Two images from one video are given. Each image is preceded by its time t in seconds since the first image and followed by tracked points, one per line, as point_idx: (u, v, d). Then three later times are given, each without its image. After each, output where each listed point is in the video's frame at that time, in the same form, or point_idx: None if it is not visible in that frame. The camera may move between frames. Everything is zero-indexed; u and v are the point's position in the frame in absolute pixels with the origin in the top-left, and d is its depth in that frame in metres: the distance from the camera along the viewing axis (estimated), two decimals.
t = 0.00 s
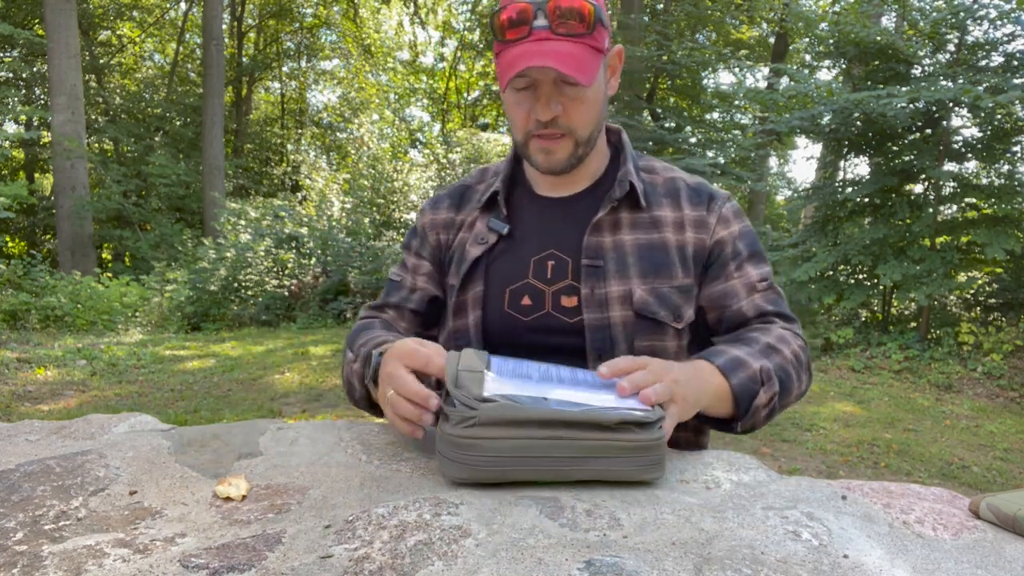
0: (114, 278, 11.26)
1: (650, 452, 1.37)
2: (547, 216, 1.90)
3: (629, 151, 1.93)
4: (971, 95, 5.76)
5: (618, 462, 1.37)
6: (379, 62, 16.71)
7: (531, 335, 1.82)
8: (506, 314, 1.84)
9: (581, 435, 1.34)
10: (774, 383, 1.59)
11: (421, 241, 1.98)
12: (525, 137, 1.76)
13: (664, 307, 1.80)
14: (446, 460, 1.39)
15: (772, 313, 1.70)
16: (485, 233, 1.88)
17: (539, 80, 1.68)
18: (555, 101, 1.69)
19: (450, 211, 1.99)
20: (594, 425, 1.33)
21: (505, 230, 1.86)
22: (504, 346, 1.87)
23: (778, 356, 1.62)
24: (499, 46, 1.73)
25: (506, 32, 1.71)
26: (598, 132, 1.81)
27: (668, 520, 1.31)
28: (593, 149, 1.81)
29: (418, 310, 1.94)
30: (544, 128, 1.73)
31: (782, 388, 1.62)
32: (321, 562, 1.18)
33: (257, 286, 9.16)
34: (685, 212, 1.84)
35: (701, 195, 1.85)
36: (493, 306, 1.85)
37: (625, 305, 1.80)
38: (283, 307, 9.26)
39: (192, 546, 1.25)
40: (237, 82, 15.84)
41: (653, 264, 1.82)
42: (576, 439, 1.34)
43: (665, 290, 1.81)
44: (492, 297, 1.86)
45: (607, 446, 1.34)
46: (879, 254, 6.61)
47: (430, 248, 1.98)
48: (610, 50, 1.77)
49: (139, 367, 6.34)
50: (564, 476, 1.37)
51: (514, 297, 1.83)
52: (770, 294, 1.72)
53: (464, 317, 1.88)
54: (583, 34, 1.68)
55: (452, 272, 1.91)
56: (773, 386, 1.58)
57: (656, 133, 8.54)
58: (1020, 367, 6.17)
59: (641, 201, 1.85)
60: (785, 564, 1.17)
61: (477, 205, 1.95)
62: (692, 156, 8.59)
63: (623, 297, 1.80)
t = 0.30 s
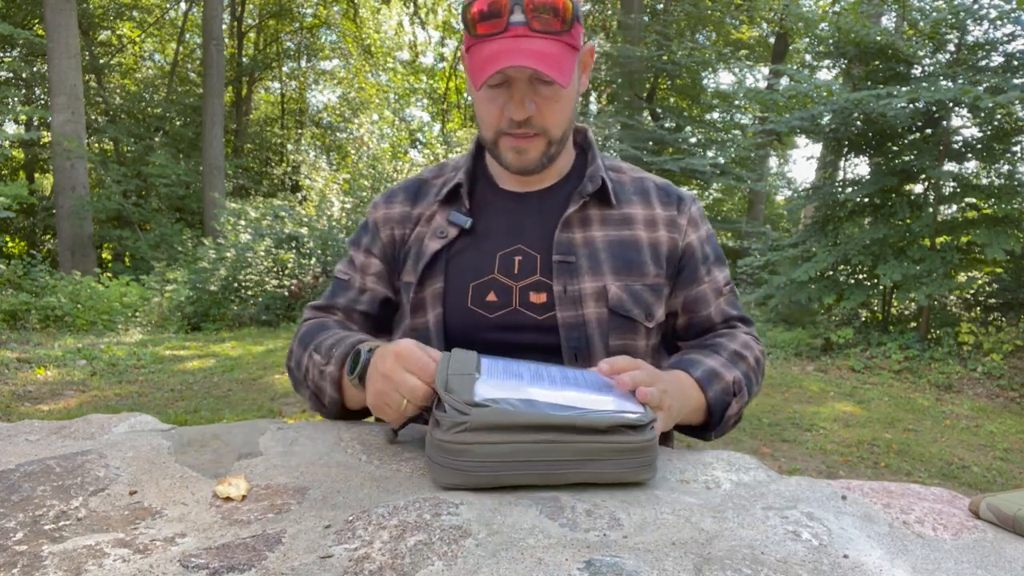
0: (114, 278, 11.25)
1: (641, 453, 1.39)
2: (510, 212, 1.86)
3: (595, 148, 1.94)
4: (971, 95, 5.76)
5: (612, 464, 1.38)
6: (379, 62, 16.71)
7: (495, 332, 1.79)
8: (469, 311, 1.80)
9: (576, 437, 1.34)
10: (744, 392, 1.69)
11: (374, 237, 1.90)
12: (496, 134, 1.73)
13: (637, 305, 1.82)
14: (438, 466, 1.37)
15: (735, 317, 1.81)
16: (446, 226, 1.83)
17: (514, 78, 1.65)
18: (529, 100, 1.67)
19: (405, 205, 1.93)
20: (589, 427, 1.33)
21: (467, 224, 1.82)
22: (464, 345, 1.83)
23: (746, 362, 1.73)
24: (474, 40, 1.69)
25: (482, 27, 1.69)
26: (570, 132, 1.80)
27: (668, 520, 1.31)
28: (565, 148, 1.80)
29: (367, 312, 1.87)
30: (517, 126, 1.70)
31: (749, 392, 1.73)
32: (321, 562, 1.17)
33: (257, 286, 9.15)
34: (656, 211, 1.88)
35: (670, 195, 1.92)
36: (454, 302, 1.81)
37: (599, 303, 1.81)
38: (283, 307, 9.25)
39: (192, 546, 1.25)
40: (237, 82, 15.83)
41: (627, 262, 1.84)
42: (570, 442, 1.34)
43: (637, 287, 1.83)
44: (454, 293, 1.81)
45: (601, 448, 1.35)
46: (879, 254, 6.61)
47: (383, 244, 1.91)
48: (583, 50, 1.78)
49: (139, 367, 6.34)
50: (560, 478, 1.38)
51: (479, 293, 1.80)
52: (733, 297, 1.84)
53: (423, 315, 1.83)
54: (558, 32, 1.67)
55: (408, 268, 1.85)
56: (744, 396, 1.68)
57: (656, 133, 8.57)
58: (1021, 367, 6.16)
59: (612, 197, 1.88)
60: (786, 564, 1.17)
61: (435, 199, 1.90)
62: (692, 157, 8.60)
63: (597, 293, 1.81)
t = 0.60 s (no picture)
0: (114, 278, 11.25)
1: (640, 453, 1.39)
2: (504, 211, 1.85)
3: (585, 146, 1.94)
4: (971, 95, 5.76)
5: (613, 463, 1.38)
6: (379, 62, 16.71)
7: (496, 336, 1.79)
8: (467, 314, 1.79)
9: (575, 435, 1.35)
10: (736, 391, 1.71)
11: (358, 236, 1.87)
12: (487, 136, 1.72)
13: (636, 305, 1.83)
14: (438, 467, 1.37)
15: (724, 313, 1.85)
16: (439, 226, 1.81)
17: (505, 80, 1.65)
18: (522, 102, 1.67)
19: (392, 203, 1.90)
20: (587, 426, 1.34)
21: (461, 224, 1.80)
22: (461, 347, 1.82)
23: (737, 359, 1.75)
24: (464, 40, 1.68)
25: (472, 27, 1.68)
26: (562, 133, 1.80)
27: (668, 520, 1.31)
28: (556, 149, 1.80)
29: (349, 312, 1.84)
30: (508, 129, 1.70)
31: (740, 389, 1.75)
32: (321, 562, 1.17)
33: (257, 286, 9.16)
34: (649, 209, 1.90)
35: (660, 193, 1.94)
36: (450, 305, 1.80)
37: (599, 304, 1.81)
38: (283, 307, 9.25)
39: (193, 546, 1.25)
40: (237, 82, 15.82)
41: (623, 261, 1.85)
42: (571, 441, 1.35)
43: (636, 287, 1.84)
44: (450, 295, 1.80)
45: (602, 447, 1.36)
46: (879, 254, 6.61)
47: (369, 244, 1.88)
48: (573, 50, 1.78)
49: (139, 367, 6.34)
50: (560, 477, 1.38)
51: (477, 295, 1.78)
52: (721, 293, 1.88)
53: (419, 318, 1.82)
54: (548, 33, 1.68)
55: (401, 269, 1.83)
56: (735, 396, 1.70)
57: (655, 133, 8.58)
58: (1021, 367, 6.16)
59: (606, 197, 1.88)
60: (785, 564, 1.17)
61: (424, 197, 1.88)
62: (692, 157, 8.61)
63: (597, 295, 1.81)
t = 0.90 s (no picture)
0: (115, 278, 11.24)
1: (640, 453, 1.39)
2: (507, 208, 1.85)
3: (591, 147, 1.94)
4: (971, 95, 5.76)
5: (613, 463, 1.38)
6: (379, 62, 16.71)
7: (499, 334, 1.78)
8: (470, 312, 1.78)
9: (577, 435, 1.35)
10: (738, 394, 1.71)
11: (363, 229, 1.87)
12: (491, 136, 1.72)
13: (638, 305, 1.83)
14: (438, 467, 1.37)
15: (727, 315, 1.85)
16: (444, 224, 1.81)
17: (509, 80, 1.65)
18: (525, 102, 1.67)
19: (397, 198, 1.90)
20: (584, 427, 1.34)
21: (466, 221, 1.80)
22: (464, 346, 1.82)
23: (740, 361, 1.75)
24: (466, 39, 1.68)
25: (475, 28, 1.67)
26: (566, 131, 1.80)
27: (668, 520, 1.31)
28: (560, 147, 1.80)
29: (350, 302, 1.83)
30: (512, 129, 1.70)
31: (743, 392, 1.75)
32: (321, 563, 1.17)
33: (257, 286, 9.17)
34: (652, 210, 1.90)
35: (664, 195, 1.94)
36: (454, 303, 1.79)
37: (602, 304, 1.81)
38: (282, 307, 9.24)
39: (193, 546, 1.25)
40: (237, 82, 15.82)
41: (626, 262, 1.85)
42: (574, 442, 1.35)
43: (638, 287, 1.84)
44: (454, 292, 1.80)
45: (603, 447, 1.36)
46: (879, 254, 6.61)
47: (373, 238, 1.88)
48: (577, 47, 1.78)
49: (139, 367, 6.34)
50: (561, 477, 1.38)
51: (480, 293, 1.78)
52: (724, 294, 1.87)
53: (422, 316, 1.82)
54: (552, 32, 1.67)
55: (405, 265, 1.83)
56: (736, 398, 1.70)
57: (656, 132, 8.58)
58: (1021, 367, 6.16)
59: (609, 198, 1.88)
60: (786, 564, 1.17)
61: (429, 193, 1.88)
62: (692, 156, 8.62)
63: (599, 294, 1.81)
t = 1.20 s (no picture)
0: (115, 278, 11.24)
1: (640, 455, 1.39)
2: (512, 208, 1.86)
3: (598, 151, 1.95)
4: (971, 95, 5.76)
5: (613, 464, 1.38)
6: (379, 62, 16.71)
7: (502, 335, 1.77)
8: (474, 313, 1.79)
9: (578, 435, 1.35)
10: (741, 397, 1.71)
11: (369, 224, 1.87)
12: (493, 135, 1.72)
13: (643, 309, 1.83)
14: (438, 466, 1.37)
15: (731, 320, 1.85)
16: (450, 223, 1.82)
17: (511, 80, 1.65)
18: (528, 101, 1.67)
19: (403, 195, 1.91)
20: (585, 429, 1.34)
21: (473, 221, 1.81)
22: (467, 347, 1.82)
23: (744, 365, 1.75)
24: (469, 40, 1.69)
25: (478, 28, 1.68)
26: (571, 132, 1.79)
27: (668, 520, 1.31)
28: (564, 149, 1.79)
29: (353, 295, 1.83)
30: (515, 128, 1.70)
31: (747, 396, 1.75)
32: (321, 562, 1.17)
33: (257, 286, 9.18)
34: (658, 215, 1.89)
35: (670, 200, 1.94)
36: (458, 303, 1.80)
37: (606, 306, 1.80)
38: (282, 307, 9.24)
39: (192, 546, 1.25)
40: (237, 82, 15.82)
41: (630, 265, 1.85)
42: (574, 443, 1.35)
43: (642, 291, 1.84)
44: (458, 292, 1.80)
45: (604, 448, 1.36)
46: (879, 254, 6.62)
47: (379, 233, 1.88)
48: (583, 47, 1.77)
49: (139, 367, 6.34)
50: (562, 477, 1.38)
51: (485, 294, 1.78)
52: (729, 299, 1.87)
53: (426, 315, 1.82)
54: (554, 32, 1.67)
55: (410, 263, 1.83)
56: (739, 402, 1.70)
57: (656, 132, 8.60)
58: (1021, 367, 6.16)
59: (615, 201, 1.88)
60: (786, 564, 1.17)
61: (435, 189, 1.89)
62: (692, 157, 8.63)
63: (603, 297, 1.81)
